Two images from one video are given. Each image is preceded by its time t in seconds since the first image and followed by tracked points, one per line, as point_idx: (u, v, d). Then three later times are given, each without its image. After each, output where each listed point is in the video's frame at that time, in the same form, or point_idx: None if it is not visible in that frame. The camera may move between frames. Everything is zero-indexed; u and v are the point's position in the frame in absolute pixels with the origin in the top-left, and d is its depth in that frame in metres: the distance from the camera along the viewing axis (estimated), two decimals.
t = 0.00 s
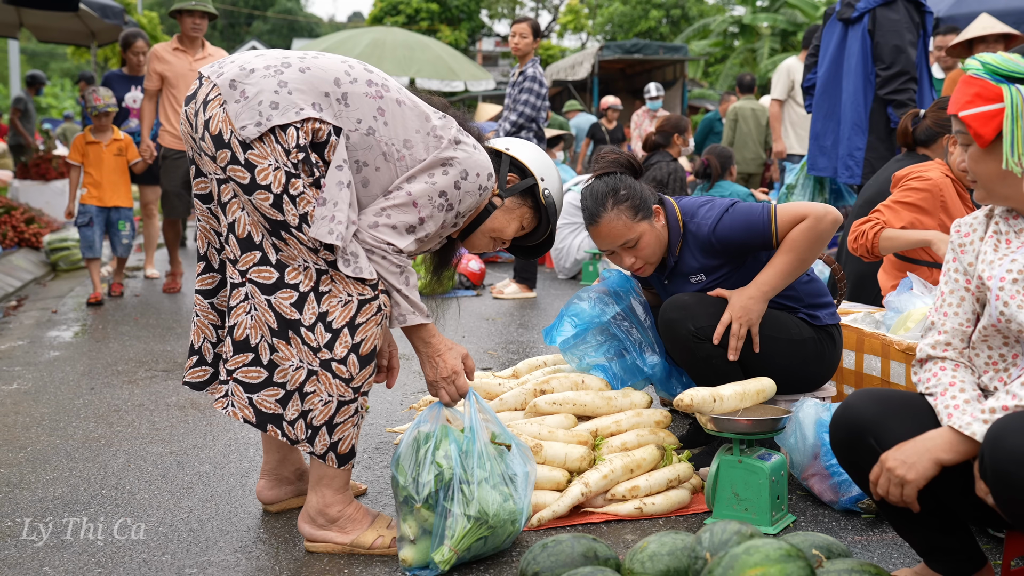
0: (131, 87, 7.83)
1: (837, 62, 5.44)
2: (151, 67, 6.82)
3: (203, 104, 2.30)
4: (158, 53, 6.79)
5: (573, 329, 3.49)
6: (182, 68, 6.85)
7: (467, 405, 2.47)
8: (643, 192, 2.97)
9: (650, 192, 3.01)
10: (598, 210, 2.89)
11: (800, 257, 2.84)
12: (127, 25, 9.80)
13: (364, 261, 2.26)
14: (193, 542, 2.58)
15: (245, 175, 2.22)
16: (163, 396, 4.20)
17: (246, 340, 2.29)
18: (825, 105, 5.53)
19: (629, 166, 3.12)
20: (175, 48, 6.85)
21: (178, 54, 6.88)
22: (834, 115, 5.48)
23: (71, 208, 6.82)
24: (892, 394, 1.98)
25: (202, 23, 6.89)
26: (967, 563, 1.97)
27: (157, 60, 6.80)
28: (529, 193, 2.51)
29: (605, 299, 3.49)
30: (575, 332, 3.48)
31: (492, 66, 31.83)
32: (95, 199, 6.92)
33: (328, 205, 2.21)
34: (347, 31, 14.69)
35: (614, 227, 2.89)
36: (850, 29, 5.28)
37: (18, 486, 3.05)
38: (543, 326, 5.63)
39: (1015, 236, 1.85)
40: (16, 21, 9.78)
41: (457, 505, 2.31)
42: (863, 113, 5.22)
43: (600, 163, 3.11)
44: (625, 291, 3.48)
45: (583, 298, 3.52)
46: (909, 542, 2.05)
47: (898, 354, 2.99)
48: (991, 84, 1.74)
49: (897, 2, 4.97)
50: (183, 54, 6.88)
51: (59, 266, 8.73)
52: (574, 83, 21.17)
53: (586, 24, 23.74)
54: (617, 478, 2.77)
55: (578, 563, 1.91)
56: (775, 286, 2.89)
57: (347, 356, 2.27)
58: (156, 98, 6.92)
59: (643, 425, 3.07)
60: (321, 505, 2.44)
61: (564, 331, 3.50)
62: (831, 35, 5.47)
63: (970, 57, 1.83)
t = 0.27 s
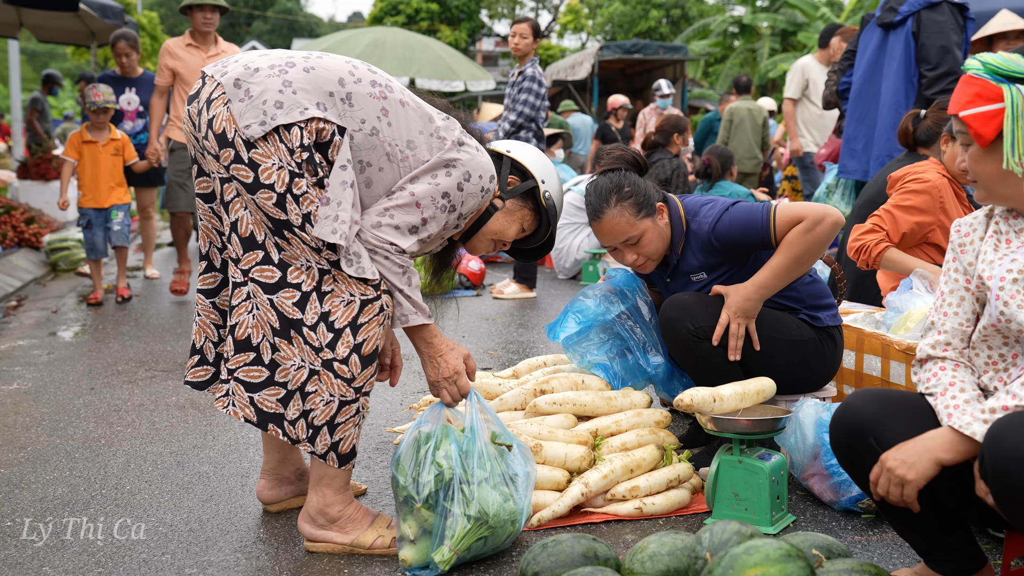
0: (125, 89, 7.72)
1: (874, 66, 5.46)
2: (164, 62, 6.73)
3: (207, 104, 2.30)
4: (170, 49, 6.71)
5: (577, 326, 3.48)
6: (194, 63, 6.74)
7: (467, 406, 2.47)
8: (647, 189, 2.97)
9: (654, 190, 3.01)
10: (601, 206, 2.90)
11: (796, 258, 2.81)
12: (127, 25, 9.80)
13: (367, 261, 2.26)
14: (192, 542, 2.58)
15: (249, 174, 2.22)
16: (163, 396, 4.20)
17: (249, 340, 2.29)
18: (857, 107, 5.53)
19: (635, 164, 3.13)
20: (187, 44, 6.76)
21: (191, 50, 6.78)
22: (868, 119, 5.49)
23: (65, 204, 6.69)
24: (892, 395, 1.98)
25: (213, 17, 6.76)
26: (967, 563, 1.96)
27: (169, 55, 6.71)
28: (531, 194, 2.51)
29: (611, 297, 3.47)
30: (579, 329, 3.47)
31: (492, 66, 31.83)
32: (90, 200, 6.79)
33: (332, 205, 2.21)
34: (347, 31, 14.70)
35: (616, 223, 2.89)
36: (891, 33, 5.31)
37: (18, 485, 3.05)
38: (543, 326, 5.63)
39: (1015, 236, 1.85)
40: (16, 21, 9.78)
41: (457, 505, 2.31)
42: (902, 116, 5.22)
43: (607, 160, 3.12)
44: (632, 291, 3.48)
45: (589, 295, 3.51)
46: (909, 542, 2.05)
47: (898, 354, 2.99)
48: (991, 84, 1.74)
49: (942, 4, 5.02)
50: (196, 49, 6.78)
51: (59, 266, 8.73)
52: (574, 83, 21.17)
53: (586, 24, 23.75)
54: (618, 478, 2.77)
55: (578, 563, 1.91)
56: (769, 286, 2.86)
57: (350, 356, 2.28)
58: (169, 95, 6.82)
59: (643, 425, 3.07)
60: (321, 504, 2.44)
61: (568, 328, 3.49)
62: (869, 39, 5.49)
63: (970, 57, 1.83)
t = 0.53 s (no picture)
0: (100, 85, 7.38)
1: (922, 63, 5.49)
2: (169, 65, 6.47)
3: (208, 104, 2.30)
4: (175, 50, 6.46)
5: (580, 324, 3.47)
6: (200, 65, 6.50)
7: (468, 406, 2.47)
8: (648, 188, 2.97)
9: (656, 189, 3.01)
10: (602, 205, 2.90)
11: (801, 262, 2.81)
12: (127, 25, 9.79)
13: (368, 260, 2.26)
14: (192, 542, 2.58)
15: (250, 174, 2.22)
16: (163, 396, 4.20)
17: (249, 340, 2.29)
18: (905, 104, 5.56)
19: (636, 163, 3.12)
20: (193, 46, 6.51)
21: (197, 51, 6.53)
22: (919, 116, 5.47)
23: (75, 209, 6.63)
24: (892, 395, 1.98)
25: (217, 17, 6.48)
26: (967, 563, 1.96)
27: (174, 57, 6.47)
28: (531, 193, 2.51)
29: (614, 297, 3.47)
30: (581, 326, 3.46)
31: (492, 66, 31.82)
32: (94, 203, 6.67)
33: (333, 205, 2.21)
34: (347, 31, 14.69)
35: (616, 223, 2.90)
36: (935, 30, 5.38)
37: (18, 486, 3.05)
38: (543, 326, 5.63)
39: (1015, 236, 1.85)
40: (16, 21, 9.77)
41: (457, 505, 2.31)
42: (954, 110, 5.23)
43: (609, 158, 3.12)
44: (635, 292, 3.47)
45: (593, 294, 3.51)
46: (909, 542, 2.04)
47: (898, 354, 2.99)
48: (991, 84, 1.74)
49: None
50: (201, 51, 6.54)
51: (59, 266, 8.73)
52: (574, 83, 21.18)
53: (586, 24, 23.74)
54: (618, 478, 2.77)
55: (578, 564, 1.91)
56: (775, 291, 2.85)
57: (351, 356, 2.28)
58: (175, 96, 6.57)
59: (643, 425, 3.07)
60: (321, 504, 2.44)
61: (571, 325, 3.48)
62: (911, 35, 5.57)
63: (970, 57, 1.83)
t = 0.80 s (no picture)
0: (77, 80, 7.30)
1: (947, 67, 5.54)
2: (167, 60, 6.27)
3: (208, 104, 2.30)
4: (174, 45, 6.25)
5: (584, 322, 3.47)
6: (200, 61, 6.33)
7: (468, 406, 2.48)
8: (649, 187, 2.96)
9: (656, 188, 3.01)
10: (601, 203, 2.90)
11: (798, 260, 2.83)
12: (127, 25, 9.79)
13: (368, 260, 2.26)
14: (193, 542, 2.58)
15: (251, 174, 2.23)
16: (163, 396, 4.20)
17: (250, 340, 2.29)
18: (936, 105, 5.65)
19: (637, 162, 3.10)
20: (192, 40, 6.33)
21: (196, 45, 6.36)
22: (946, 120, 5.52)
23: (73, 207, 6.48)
24: (892, 395, 1.98)
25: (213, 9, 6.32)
26: (967, 563, 1.96)
27: (173, 53, 6.26)
28: (531, 193, 2.51)
29: (619, 297, 3.44)
30: (585, 326, 3.47)
31: (492, 66, 31.81)
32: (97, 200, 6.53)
33: (334, 205, 2.21)
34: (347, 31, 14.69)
35: (616, 221, 2.89)
36: (963, 32, 5.43)
37: (18, 486, 3.05)
38: (543, 326, 5.63)
39: (1015, 236, 1.85)
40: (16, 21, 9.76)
41: (457, 505, 2.31)
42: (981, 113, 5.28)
43: (610, 156, 3.11)
44: (641, 293, 3.43)
45: (599, 292, 3.48)
46: (909, 542, 2.04)
47: (897, 354, 2.99)
48: (991, 84, 1.74)
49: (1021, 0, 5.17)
50: (200, 45, 6.34)
51: (59, 266, 8.73)
52: (573, 83, 21.18)
53: (586, 24, 23.74)
54: (618, 478, 2.77)
55: (578, 564, 1.91)
56: (768, 286, 2.88)
57: (351, 356, 2.28)
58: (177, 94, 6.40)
59: (643, 425, 3.07)
60: (321, 504, 2.44)
61: (575, 324, 3.49)
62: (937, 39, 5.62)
63: (970, 58, 1.83)
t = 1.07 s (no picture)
0: (59, 81, 7.28)
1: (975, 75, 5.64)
2: (165, 55, 6.19)
3: (208, 104, 2.30)
4: (173, 39, 6.18)
5: (588, 319, 3.46)
6: (200, 57, 6.25)
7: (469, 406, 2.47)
8: (670, 167, 3.02)
9: (677, 170, 3.06)
10: (621, 167, 2.95)
11: (804, 268, 2.79)
12: (127, 25, 9.80)
13: (368, 260, 2.26)
14: (193, 543, 2.58)
15: (251, 174, 2.23)
16: (163, 396, 4.20)
17: (250, 340, 2.29)
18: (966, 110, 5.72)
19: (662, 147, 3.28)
20: (192, 35, 6.27)
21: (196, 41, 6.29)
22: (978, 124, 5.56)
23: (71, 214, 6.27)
24: (892, 394, 1.98)
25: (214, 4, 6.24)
26: (967, 563, 1.96)
27: (172, 47, 6.19)
28: (530, 193, 2.50)
29: (626, 297, 3.39)
30: (589, 323, 3.46)
31: (492, 66, 31.81)
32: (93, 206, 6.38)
33: (334, 205, 2.21)
34: (347, 31, 14.70)
35: (630, 188, 2.93)
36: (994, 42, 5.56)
37: (18, 486, 3.05)
38: (543, 326, 5.64)
39: (1015, 236, 1.85)
40: (16, 21, 9.76)
41: (457, 505, 2.31)
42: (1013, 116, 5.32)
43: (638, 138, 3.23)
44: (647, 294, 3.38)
45: (606, 289, 3.44)
46: (909, 542, 2.04)
47: (898, 354, 2.99)
48: (991, 84, 1.74)
49: None
50: (201, 40, 6.28)
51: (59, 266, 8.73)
52: (573, 84, 21.18)
53: (586, 24, 23.74)
54: (618, 478, 2.77)
55: (579, 563, 1.91)
56: (773, 291, 2.85)
57: (351, 356, 2.28)
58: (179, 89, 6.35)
59: (643, 425, 3.07)
60: (322, 504, 2.44)
61: (580, 320, 3.48)
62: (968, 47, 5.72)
63: (970, 58, 1.83)
